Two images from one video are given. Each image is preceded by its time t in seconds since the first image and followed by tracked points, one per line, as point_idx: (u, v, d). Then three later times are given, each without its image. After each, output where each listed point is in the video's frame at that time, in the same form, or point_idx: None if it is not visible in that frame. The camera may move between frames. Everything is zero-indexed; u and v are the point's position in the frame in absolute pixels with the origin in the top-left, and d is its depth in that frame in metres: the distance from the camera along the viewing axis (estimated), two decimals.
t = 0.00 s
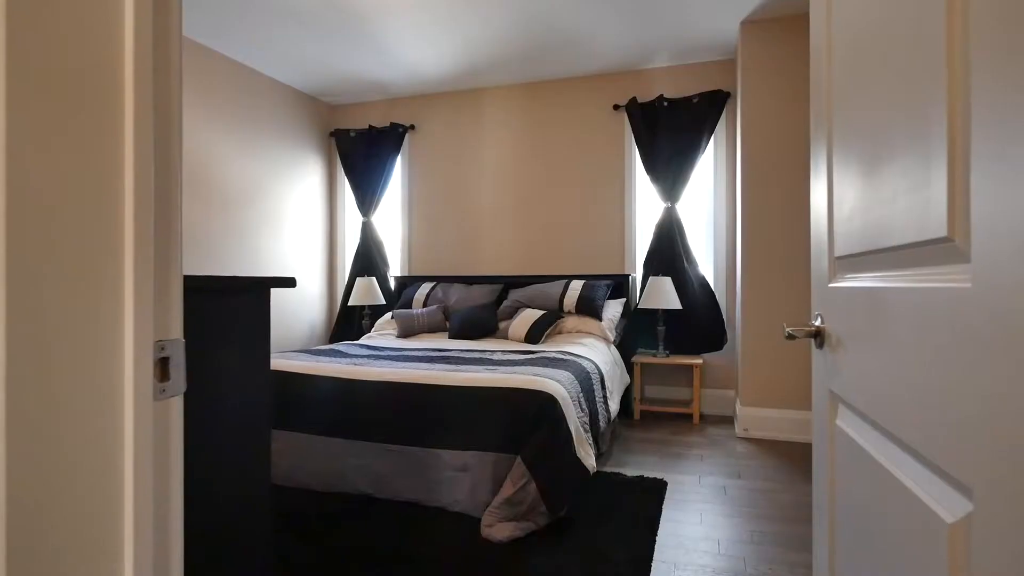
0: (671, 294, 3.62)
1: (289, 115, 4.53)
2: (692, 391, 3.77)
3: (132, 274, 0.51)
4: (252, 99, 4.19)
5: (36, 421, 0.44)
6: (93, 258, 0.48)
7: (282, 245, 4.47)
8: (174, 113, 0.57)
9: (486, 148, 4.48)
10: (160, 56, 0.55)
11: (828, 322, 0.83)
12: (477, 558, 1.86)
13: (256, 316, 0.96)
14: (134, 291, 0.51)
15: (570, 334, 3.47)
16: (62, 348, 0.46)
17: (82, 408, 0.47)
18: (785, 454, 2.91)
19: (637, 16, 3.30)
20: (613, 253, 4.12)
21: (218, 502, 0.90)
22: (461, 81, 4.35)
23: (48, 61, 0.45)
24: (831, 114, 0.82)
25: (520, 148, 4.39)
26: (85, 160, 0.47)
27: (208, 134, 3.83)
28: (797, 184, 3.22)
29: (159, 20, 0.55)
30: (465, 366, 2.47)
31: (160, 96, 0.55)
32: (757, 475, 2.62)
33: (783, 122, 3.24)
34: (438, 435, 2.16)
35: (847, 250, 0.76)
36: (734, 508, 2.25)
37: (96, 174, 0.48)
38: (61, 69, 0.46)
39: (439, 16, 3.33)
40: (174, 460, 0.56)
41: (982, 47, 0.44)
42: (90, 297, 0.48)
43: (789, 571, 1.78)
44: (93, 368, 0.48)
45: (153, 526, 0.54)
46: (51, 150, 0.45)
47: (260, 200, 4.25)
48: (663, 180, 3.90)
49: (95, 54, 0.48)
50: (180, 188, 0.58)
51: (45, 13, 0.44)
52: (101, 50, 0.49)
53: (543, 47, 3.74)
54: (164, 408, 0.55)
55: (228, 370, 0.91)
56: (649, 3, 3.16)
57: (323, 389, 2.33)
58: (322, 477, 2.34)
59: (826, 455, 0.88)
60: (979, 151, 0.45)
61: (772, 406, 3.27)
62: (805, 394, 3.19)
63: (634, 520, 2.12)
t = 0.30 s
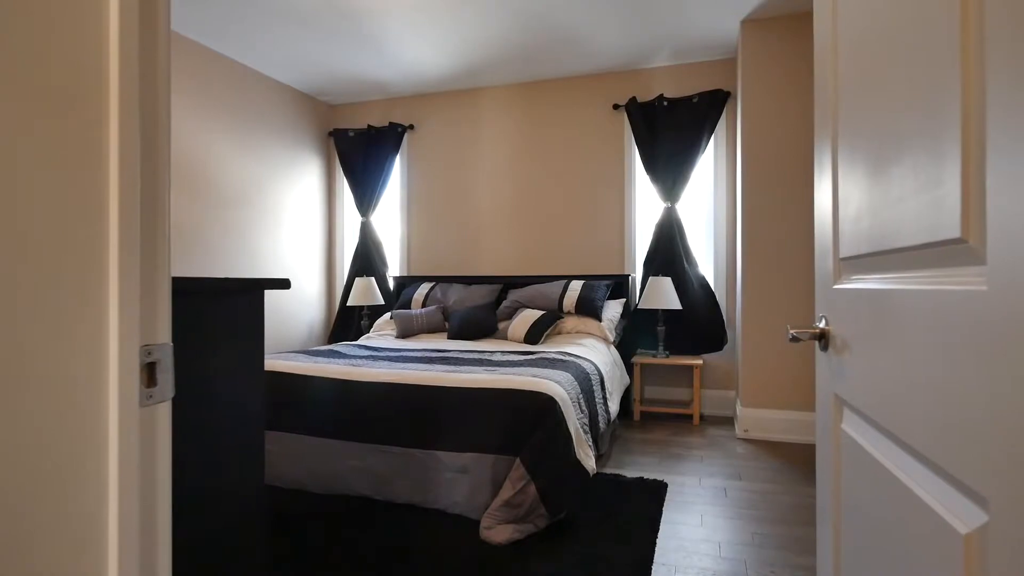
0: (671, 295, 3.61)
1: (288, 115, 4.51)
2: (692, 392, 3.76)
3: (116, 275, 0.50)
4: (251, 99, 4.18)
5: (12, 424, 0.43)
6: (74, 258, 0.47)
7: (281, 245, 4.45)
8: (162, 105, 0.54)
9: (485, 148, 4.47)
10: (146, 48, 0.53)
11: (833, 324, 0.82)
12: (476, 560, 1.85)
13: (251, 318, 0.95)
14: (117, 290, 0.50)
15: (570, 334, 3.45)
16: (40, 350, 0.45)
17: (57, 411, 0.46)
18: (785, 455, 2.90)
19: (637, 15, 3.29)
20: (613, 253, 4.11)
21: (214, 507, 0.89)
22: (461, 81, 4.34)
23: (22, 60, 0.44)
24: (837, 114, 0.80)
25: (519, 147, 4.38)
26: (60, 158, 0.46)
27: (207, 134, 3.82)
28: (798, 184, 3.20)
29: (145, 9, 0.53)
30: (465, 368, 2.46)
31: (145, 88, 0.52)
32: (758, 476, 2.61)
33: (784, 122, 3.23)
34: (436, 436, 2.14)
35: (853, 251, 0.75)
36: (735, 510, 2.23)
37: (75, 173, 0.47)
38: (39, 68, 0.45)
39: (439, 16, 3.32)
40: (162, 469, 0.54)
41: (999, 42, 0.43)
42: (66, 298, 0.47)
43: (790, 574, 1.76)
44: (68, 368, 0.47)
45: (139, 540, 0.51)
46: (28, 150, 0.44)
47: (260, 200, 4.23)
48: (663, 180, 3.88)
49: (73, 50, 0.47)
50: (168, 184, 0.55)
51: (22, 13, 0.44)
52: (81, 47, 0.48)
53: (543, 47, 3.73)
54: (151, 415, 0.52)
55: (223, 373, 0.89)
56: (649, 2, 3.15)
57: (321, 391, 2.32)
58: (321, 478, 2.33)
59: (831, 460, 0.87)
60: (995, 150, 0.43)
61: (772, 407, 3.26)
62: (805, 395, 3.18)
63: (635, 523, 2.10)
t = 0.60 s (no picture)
0: (671, 295, 3.59)
1: (286, 114, 4.49)
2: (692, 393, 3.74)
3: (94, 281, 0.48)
4: (249, 99, 4.15)
5: None
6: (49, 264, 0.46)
7: (280, 246, 4.43)
8: (145, 106, 0.53)
9: (484, 148, 4.45)
10: (128, 45, 0.51)
11: (838, 327, 0.80)
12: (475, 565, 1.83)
13: (244, 323, 0.93)
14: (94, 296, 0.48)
15: (570, 335, 3.43)
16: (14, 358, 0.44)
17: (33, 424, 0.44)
18: (786, 457, 2.88)
19: (637, 15, 3.28)
20: (613, 254, 4.09)
21: (205, 516, 0.87)
22: (460, 80, 4.32)
23: None
24: (843, 114, 0.78)
25: (518, 147, 4.36)
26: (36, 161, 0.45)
27: (206, 134, 3.80)
28: (800, 184, 3.18)
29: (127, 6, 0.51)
30: (463, 370, 2.44)
31: (127, 87, 0.51)
32: (758, 478, 2.59)
33: (785, 122, 3.21)
34: (435, 439, 2.12)
35: (860, 254, 0.73)
36: (735, 513, 2.22)
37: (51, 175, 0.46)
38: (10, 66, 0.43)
39: (438, 16, 3.30)
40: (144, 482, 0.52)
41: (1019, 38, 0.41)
42: (41, 307, 0.45)
43: None
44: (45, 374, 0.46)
45: (117, 555, 0.49)
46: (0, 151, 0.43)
47: (258, 199, 4.21)
48: (663, 180, 3.87)
49: (48, 48, 0.46)
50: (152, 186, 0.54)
51: None
52: (57, 44, 0.46)
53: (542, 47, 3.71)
54: (131, 427, 0.51)
55: (215, 379, 0.87)
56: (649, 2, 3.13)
57: (318, 393, 2.30)
58: (318, 482, 2.31)
59: (835, 469, 0.85)
60: (1017, 150, 0.41)
61: (773, 409, 3.24)
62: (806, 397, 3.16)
63: (635, 526, 2.08)
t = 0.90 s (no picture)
0: (671, 297, 3.57)
1: (285, 115, 4.47)
2: (692, 395, 3.72)
3: (71, 289, 0.45)
4: (247, 99, 4.13)
5: None
6: (23, 271, 0.43)
7: (278, 246, 4.40)
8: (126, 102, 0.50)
9: (483, 148, 4.43)
10: (105, 41, 0.48)
11: (844, 333, 0.78)
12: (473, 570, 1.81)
13: (237, 329, 0.90)
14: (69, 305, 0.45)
15: (569, 337, 3.41)
16: None
17: (6, 445, 0.42)
18: (787, 460, 2.87)
19: (637, 15, 3.26)
20: (612, 255, 4.07)
21: (193, 526, 0.85)
22: (459, 80, 4.30)
23: None
24: (849, 115, 0.77)
25: (518, 148, 4.33)
26: (11, 164, 0.42)
27: (204, 134, 3.78)
28: (801, 184, 3.16)
29: None
30: (461, 372, 2.42)
31: (105, 84, 0.48)
32: (759, 481, 2.58)
33: (787, 122, 3.20)
34: (434, 443, 2.10)
35: (867, 259, 0.72)
36: (736, 517, 2.20)
37: (23, 176, 0.43)
38: None
39: (438, 15, 3.28)
40: (124, 501, 0.49)
41: None
42: (16, 318, 0.42)
43: None
44: (17, 389, 0.42)
45: None
46: None
47: (256, 200, 4.19)
48: (663, 180, 3.85)
49: (22, 41, 0.43)
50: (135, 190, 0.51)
51: None
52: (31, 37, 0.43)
53: (542, 47, 3.69)
54: (110, 443, 0.48)
55: (207, 386, 0.85)
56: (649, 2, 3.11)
57: (316, 395, 2.28)
58: (314, 485, 2.29)
59: (842, 479, 0.82)
60: None
61: (773, 411, 3.22)
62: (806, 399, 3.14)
63: (635, 531, 2.06)
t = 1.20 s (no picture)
0: (671, 298, 3.55)
1: (283, 115, 4.44)
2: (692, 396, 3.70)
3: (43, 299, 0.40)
4: (245, 99, 4.11)
5: None
6: None
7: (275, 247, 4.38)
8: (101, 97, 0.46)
9: (482, 148, 4.41)
10: (79, 28, 0.44)
11: (853, 339, 0.76)
12: None
13: (227, 335, 0.88)
14: (43, 312, 0.40)
15: (569, 339, 3.39)
16: None
17: None
18: (787, 463, 2.85)
19: (638, 15, 3.24)
20: (612, 256, 4.05)
21: (183, 538, 0.83)
22: (458, 80, 4.28)
23: None
24: (859, 114, 0.74)
25: (517, 148, 4.31)
26: None
27: (201, 134, 3.76)
28: (802, 186, 3.14)
29: None
30: (460, 374, 2.40)
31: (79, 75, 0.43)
32: (760, 485, 2.56)
33: (788, 122, 3.17)
34: (432, 446, 2.08)
35: (876, 263, 0.70)
36: (738, 521, 2.18)
37: None
38: None
39: (438, 15, 3.26)
40: (98, 525, 0.45)
41: None
42: None
43: None
44: None
45: None
46: None
47: (254, 201, 4.16)
48: (663, 181, 3.83)
49: None
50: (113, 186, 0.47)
51: None
52: None
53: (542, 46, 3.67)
54: (86, 463, 0.44)
55: (198, 393, 0.82)
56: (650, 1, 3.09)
57: (313, 398, 2.25)
58: (312, 488, 2.27)
59: (850, 488, 0.80)
60: None
61: (774, 413, 3.20)
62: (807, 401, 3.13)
63: (635, 535, 2.04)
